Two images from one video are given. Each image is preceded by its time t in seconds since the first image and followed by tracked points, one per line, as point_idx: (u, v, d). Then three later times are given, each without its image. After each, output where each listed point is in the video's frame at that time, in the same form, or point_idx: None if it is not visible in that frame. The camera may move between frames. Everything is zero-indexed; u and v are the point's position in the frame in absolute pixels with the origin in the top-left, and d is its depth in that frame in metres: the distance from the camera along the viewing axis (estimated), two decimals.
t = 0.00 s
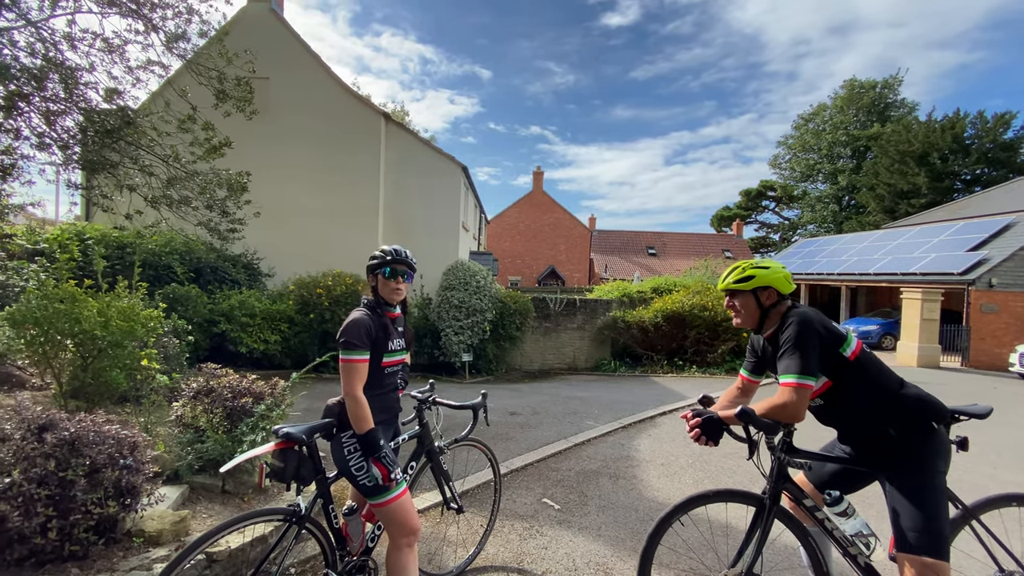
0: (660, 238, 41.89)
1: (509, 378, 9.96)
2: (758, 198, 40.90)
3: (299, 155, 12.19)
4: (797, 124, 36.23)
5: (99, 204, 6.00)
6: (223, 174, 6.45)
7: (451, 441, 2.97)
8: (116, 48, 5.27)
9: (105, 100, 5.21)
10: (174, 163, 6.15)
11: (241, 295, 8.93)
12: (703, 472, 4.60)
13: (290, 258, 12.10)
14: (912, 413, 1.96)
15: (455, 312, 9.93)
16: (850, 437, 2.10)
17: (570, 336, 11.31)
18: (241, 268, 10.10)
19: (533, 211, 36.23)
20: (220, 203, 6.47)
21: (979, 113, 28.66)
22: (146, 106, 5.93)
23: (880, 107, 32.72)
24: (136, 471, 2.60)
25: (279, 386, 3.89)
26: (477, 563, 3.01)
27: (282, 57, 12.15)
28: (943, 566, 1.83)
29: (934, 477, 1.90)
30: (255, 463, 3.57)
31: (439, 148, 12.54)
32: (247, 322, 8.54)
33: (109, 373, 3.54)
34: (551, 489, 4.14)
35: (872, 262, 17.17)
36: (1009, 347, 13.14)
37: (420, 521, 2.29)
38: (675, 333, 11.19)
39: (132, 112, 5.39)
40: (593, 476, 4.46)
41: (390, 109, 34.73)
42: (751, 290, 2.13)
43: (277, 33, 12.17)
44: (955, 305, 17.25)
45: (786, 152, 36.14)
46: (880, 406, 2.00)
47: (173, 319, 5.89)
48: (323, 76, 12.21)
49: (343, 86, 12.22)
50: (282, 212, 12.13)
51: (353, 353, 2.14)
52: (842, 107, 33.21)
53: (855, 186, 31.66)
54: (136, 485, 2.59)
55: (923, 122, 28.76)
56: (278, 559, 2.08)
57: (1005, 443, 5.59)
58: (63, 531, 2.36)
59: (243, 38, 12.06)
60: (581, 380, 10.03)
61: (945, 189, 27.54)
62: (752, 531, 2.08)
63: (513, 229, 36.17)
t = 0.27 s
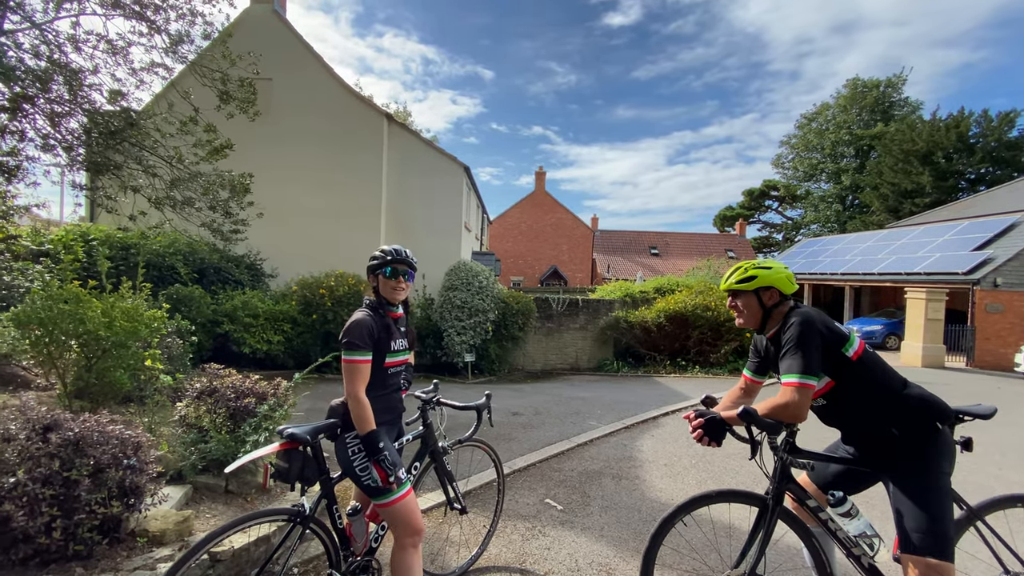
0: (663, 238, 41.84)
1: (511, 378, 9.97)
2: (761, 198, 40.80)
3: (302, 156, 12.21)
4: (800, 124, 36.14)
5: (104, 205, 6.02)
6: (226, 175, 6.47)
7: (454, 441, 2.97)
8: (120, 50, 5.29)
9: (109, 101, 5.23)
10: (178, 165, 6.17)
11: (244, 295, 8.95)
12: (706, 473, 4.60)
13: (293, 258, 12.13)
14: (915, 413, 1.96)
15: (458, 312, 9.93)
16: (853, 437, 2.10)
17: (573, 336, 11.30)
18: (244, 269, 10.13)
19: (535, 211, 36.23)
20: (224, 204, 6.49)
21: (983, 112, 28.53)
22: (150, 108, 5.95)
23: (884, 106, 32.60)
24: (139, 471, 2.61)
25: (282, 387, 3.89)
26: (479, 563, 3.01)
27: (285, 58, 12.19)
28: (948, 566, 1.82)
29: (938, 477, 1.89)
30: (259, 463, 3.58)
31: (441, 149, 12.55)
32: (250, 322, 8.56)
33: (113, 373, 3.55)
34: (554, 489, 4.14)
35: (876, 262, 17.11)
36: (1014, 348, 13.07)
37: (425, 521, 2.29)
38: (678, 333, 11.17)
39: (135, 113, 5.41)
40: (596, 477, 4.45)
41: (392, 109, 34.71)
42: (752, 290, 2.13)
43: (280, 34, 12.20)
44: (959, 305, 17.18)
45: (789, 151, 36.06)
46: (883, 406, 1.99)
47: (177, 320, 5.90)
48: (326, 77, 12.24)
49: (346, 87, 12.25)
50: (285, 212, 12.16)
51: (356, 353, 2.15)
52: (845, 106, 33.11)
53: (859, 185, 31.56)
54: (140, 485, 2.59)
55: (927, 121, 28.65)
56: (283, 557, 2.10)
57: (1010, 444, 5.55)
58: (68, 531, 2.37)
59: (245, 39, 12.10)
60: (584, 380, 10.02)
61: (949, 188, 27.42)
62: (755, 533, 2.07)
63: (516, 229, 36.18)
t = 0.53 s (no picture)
0: (665, 237, 41.80)
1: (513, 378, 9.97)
2: (763, 197, 40.72)
3: (304, 156, 12.23)
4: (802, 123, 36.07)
5: (106, 206, 6.04)
6: (229, 176, 6.49)
7: (457, 442, 2.97)
8: (123, 51, 5.30)
9: (112, 102, 5.25)
10: (180, 165, 6.18)
11: (246, 295, 8.97)
12: (709, 473, 4.59)
13: (295, 258, 12.15)
14: (924, 413, 1.94)
15: (460, 312, 9.93)
16: (861, 437, 2.08)
17: (575, 336, 11.29)
18: (246, 269, 10.14)
19: (537, 211, 36.22)
20: (226, 204, 6.50)
21: (987, 111, 28.44)
22: (152, 108, 5.96)
23: (887, 105, 32.50)
24: (142, 471, 2.61)
25: (284, 387, 3.90)
26: (481, 564, 3.01)
27: (287, 58, 12.21)
28: (954, 568, 1.81)
29: (946, 478, 1.88)
30: (261, 463, 3.58)
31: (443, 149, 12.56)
32: (253, 322, 8.58)
33: (116, 374, 3.55)
34: (556, 490, 4.13)
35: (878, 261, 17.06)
36: (1018, 347, 13.01)
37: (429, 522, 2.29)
38: (680, 333, 11.15)
39: (138, 114, 5.42)
40: (598, 477, 4.44)
41: (394, 110, 34.74)
42: (752, 291, 2.13)
43: (282, 35, 12.22)
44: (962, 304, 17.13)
45: (792, 150, 36.00)
46: (891, 406, 1.97)
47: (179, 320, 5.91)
48: (328, 77, 12.25)
49: (348, 88, 12.26)
50: (287, 213, 12.18)
51: (360, 353, 2.14)
52: (848, 106, 33.03)
53: (862, 184, 31.48)
54: (142, 485, 2.59)
55: (930, 120, 28.57)
56: (286, 559, 2.10)
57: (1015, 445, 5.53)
58: (70, 531, 2.38)
59: (247, 40, 12.12)
60: (586, 380, 10.01)
61: (952, 188, 27.34)
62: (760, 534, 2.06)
63: (517, 229, 36.18)
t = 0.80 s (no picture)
0: (666, 237, 41.78)
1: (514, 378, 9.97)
2: (765, 196, 40.64)
3: (306, 156, 12.24)
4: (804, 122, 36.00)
5: (109, 206, 6.05)
6: (231, 176, 6.52)
7: (458, 442, 2.97)
8: (125, 52, 5.31)
9: (114, 102, 5.26)
10: (182, 166, 6.19)
11: (248, 295, 8.98)
12: (711, 473, 4.58)
13: (296, 258, 12.16)
14: (938, 415, 1.92)
15: (461, 312, 9.93)
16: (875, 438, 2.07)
17: (576, 336, 11.29)
18: (248, 269, 10.15)
19: (538, 210, 36.20)
20: (228, 205, 6.51)
21: (989, 110, 28.35)
22: (155, 109, 5.98)
23: (889, 104, 32.42)
24: (144, 471, 2.62)
25: (286, 387, 3.90)
26: (483, 564, 3.01)
27: (289, 58, 12.22)
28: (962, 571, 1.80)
29: (959, 481, 1.87)
30: (263, 463, 3.58)
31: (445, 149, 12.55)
32: (254, 322, 8.59)
33: (119, 374, 3.56)
34: (558, 490, 4.13)
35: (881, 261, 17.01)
36: (1021, 347, 12.97)
37: (430, 521, 2.29)
38: (681, 333, 11.13)
39: (140, 114, 5.44)
40: (600, 477, 4.44)
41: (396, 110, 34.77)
42: (754, 291, 2.14)
43: (283, 34, 12.23)
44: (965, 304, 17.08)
45: (794, 150, 35.93)
46: (905, 407, 1.96)
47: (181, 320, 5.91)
48: (329, 77, 12.26)
49: (349, 88, 12.27)
50: (289, 212, 12.20)
51: (362, 353, 2.15)
52: (850, 105, 32.98)
53: (864, 184, 31.41)
54: (144, 485, 2.60)
55: (932, 120, 28.49)
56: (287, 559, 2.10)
57: (1017, 444, 5.52)
58: (73, 531, 2.39)
59: (249, 40, 12.13)
60: (587, 380, 10.01)
61: (955, 187, 27.25)
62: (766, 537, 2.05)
63: (519, 228, 36.18)
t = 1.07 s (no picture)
0: (667, 237, 41.76)
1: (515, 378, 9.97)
2: (766, 196, 40.59)
3: (307, 156, 12.24)
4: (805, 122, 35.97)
5: (110, 206, 6.06)
6: (231, 175, 6.53)
7: (459, 442, 2.96)
8: (126, 52, 5.32)
9: (115, 103, 5.27)
10: (184, 166, 6.20)
11: (249, 296, 8.99)
12: (712, 473, 4.58)
13: (297, 258, 12.17)
14: (955, 423, 1.91)
15: (462, 312, 9.93)
16: (889, 444, 2.06)
17: (577, 336, 11.28)
18: (250, 269, 10.17)
19: (539, 210, 36.19)
20: (229, 205, 6.52)
21: (991, 109, 28.30)
22: (156, 109, 5.98)
23: (891, 103, 32.34)
24: (146, 471, 2.62)
25: (287, 387, 3.90)
26: (484, 564, 3.01)
27: (290, 58, 12.22)
28: None
29: (973, 491, 1.87)
30: (264, 464, 3.58)
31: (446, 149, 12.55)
32: (255, 323, 8.60)
33: (120, 374, 3.57)
34: (559, 490, 4.13)
35: (882, 260, 16.98)
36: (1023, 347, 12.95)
37: (431, 521, 2.29)
38: (683, 333, 11.12)
39: (140, 115, 5.45)
40: (601, 477, 4.44)
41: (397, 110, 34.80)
42: (767, 291, 2.13)
43: (284, 35, 12.24)
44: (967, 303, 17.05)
45: (795, 149, 35.90)
46: (922, 415, 1.95)
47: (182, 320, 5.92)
48: (331, 77, 12.27)
49: (350, 88, 12.27)
50: (290, 213, 12.21)
51: (358, 355, 2.15)
52: (851, 104, 32.94)
53: (865, 183, 31.36)
54: (146, 486, 2.60)
55: (934, 119, 28.45)
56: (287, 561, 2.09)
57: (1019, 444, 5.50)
58: (74, 532, 2.39)
59: (250, 40, 12.13)
60: (588, 380, 10.00)
61: (957, 186, 27.20)
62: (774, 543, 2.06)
63: (519, 228, 36.18)
